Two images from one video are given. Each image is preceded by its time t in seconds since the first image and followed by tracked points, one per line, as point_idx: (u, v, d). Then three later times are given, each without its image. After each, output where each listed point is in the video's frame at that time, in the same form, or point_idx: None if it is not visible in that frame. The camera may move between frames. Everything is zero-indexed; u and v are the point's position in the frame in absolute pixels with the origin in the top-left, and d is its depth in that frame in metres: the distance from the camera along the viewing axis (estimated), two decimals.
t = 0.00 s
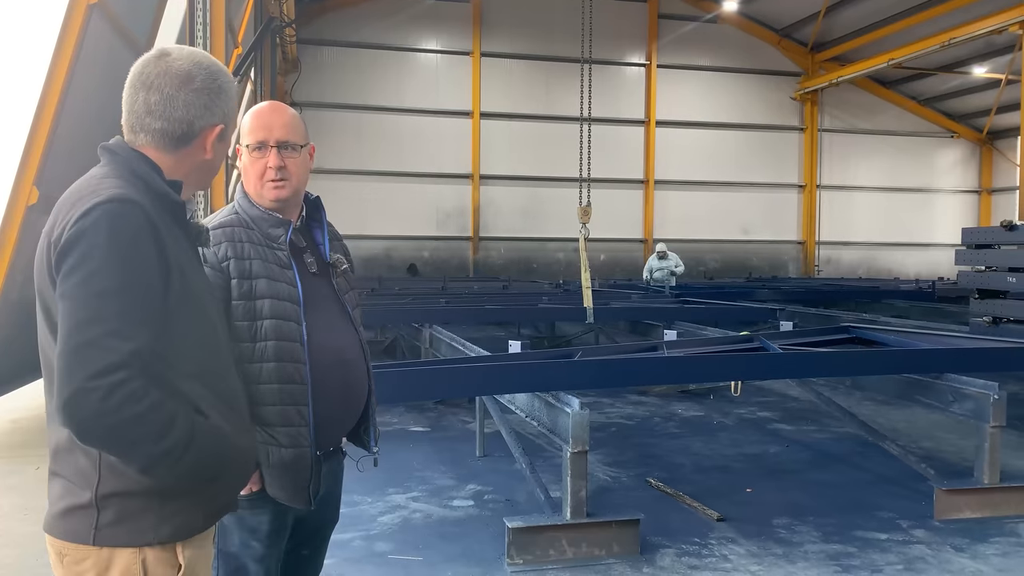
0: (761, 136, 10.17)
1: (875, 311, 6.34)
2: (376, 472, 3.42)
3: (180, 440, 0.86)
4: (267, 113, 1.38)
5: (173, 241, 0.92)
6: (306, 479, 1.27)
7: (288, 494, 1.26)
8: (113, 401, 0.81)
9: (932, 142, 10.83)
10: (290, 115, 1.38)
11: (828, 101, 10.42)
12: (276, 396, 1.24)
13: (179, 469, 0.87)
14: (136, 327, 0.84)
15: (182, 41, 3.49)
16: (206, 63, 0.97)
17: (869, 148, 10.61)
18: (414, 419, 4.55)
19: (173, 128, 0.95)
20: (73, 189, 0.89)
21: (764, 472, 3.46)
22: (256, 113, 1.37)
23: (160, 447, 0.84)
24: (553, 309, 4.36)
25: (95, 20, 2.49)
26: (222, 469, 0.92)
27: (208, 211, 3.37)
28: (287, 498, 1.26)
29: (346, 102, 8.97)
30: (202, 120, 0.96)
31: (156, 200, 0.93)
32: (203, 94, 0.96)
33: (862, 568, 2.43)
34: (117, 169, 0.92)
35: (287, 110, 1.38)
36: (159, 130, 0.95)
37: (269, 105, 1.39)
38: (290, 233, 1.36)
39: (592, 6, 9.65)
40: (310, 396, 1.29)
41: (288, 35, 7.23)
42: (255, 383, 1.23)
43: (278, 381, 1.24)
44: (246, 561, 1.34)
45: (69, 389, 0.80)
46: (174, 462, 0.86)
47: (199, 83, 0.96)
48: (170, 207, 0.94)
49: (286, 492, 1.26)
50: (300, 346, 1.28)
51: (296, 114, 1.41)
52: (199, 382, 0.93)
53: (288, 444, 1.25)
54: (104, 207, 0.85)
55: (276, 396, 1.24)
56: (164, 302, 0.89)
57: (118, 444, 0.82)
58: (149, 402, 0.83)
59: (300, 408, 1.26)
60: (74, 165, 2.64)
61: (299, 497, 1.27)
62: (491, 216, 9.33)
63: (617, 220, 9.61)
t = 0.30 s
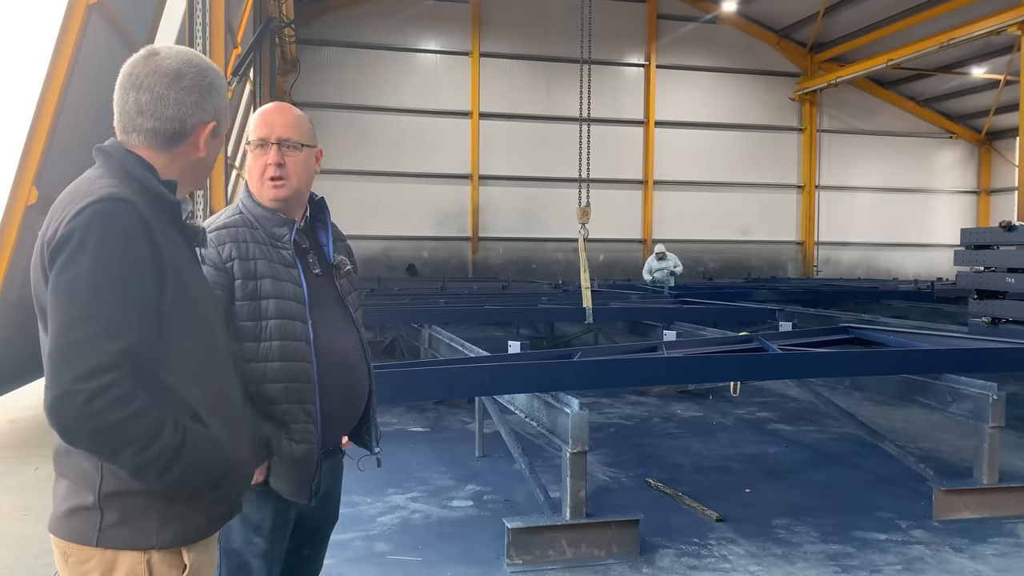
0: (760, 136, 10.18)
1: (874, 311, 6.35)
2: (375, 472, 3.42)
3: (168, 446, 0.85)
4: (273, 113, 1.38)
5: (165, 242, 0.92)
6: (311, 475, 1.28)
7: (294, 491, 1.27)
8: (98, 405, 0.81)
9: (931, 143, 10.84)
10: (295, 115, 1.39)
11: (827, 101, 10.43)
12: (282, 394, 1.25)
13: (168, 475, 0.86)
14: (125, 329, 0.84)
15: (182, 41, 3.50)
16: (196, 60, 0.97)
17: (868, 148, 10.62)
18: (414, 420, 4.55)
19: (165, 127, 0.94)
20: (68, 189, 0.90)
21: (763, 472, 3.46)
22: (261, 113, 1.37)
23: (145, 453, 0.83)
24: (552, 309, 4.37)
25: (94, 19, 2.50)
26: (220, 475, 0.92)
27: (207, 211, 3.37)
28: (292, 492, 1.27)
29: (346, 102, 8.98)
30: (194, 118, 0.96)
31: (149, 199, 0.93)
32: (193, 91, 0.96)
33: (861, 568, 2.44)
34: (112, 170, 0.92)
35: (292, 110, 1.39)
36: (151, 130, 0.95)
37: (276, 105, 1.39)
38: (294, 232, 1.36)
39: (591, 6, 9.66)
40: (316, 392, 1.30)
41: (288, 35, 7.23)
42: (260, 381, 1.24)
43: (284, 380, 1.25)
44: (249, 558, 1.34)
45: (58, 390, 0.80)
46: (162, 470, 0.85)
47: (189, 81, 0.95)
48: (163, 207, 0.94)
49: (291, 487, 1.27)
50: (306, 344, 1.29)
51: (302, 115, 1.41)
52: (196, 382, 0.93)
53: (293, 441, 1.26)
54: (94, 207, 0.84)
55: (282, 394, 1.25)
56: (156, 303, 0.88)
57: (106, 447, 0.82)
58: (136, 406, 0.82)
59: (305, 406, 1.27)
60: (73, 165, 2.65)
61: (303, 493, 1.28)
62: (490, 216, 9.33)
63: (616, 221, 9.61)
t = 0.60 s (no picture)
0: (759, 136, 10.18)
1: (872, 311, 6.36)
2: (374, 473, 3.43)
3: (172, 447, 0.85)
4: (277, 115, 1.37)
5: (161, 243, 0.92)
6: (291, 478, 1.34)
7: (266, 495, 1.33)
8: (100, 411, 0.81)
9: (929, 143, 10.85)
10: (299, 117, 1.37)
11: (826, 101, 10.44)
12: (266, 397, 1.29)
13: (174, 476, 0.86)
14: (122, 332, 0.84)
15: (181, 42, 3.50)
16: (185, 60, 0.96)
17: (866, 149, 10.63)
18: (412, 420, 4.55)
19: (155, 128, 0.94)
20: (59, 195, 0.90)
21: (761, 472, 3.46)
22: (265, 115, 1.37)
23: (150, 455, 0.83)
24: (550, 309, 4.38)
25: (93, 18, 2.50)
26: (228, 472, 0.92)
27: (204, 212, 3.37)
28: (263, 496, 1.33)
29: (344, 102, 8.98)
30: (184, 118, 0.96)
31: (140, 201, 0.92)
32: (182, 91, 0.96)
33: (860, 568, 2.44)
34: (103, 172, 0.92)
35: (296, 112, 1.37)
36: (141, 131, 0.95)
37: (280, 108, 1.38)
38: (293, 235, 1.37)
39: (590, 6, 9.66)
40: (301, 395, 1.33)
41: (286, 35, 7.23)
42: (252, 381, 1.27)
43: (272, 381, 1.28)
44: (241, 557, 1.40)
45: (60, 397, 0.81)
46: (168, 470, 0.85)
47: (178, 81, 0.95)
48: (155, 207, 0.94)
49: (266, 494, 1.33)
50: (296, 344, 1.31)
51: (307, 116, 1.40)
52: (196, 381, 0.93)
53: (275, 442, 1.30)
54: (87, 211, 0.84)
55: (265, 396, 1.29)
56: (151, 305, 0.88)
57: (110, 452, 0.82)
58: (137, 411, 0.83)
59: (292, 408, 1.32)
60: (71, 164, 2.65)
61: (277, 497, 1.33)
62: (488, 216, 9.34)
63: (614, 221, 9.61)
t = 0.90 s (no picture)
0: (757, 136, 10.19)
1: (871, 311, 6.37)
2: (371, 473, 3.42)
3: (182, 449, 0.85)
4: (262, 114, 1.36)
5: (161, 245, 0.91)
6: (293, 478, 1.31)
7: (270, 495, 1.30)
8: (107, 417, 0.81)
9: (927, 142, 10.86)
10: (284, 117, 1.37)
11: (824, 101, 10.44)
12: (265, 394, 1.28)
13: (184, 479, 0.86)
14: (126, 337, 0.84)
15: (178, 43, 3.50)
16: (177, 60, 0.96)
17: (864, 148, 10.63)
18: (411, 420, 4.55)
19: (150, 130, 0.94)
20: (56, 199, 0.89)
21: (759, 472, 3.46)
22: (250, 115, 1.35)
23: (160, 458, 0.84)
24: (548, 309, 4.37)
25: (91, 17, 2.49)
26: (236, 471, 0.93)
27: (202, 212, 3.35)
28: (267, 496, 1.31)
29: (342, 102, 8.97)
30: (178, 119, 0.96)
31: (138, 204, 0.92)
32: (176, 92, 0.95)
33: (857, 568, 2.44)
34: (99, 176, 0.92)
35: (281, 112, 1.37)
36: (135, 133, 0.94)
37: (265, 107, 1.37)
38: (284, 234, 1.37)
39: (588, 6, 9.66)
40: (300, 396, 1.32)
41: (284, 35, 7.22)
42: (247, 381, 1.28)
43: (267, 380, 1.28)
44: (245, 560, 1.40)
45: (66, 404, 0.81)
46: (178, 472, 0.85)
47: (171, 81, 0.95)
48: (153, 210, 0.94)
49: (270, 491, 1.30)
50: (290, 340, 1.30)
51: (291, 115, 1.40)
52: (200, 384, 0.93)
53: (270, 442, 1.28)
54: (88, 216, 0.84)
55: (265, 394, 1.28)
56: (153, 308, 0.88)
57: (118, 457, 0.82)
58: (143, 416, 0.83)
59: (290, 408, 1.30)
60: (68, 164, 2.64)
61: (281, 497, 1.31)
62: (487, 216, 9.34)
63: (612, 221, 9.61)
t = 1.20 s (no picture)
0: (755, 136, 10.19)
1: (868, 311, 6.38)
2: (370, 473, 3.42)
3: (175, 451, 0.85)
4: (246, 114, 1.30)
5: (163, 245, 0.91)
6: (302, 475, 1.27)
7: (280, 494, 1.26)
8: (102, 417, 0.81)
9: (925, 143, 10.88)
10: (269, 113, 1.34)
11: (822, 101, 10.45)
12: (275, 392, 1.25)
13: (177, 480, 0.86)
14: (125, 337, 0.84)
15: (176, 43, 3.49)
16: (186, 60, 0.96)
17: (862, 149, 10.65)
18: (409, 420, 4.55)
19: (156, 130, 0.94)
20: (59, 195, 0.89)
21: (757, 472, 3.47)
22: (238, 115, 1.29)
23: (154, 459, 0.84)
24: (547, 309, 4.37)
25: (90, 15, 2.49)
26: (230, 475, 0.93)
27: (200, 211, 3.35)
28: (276, 495, 1.27)
29: (341, 102, 8.97)
30: (185, 120, 0.95)
31: (142, 204, 0.92)
32: (183, 93, 0.95)
33: (855, 567, 2.44)
34: (104, 174, 0.91)
35: (265, 109, 1.33)
36: (141, 133, 0.94)
37: (245, 106, 1.31)
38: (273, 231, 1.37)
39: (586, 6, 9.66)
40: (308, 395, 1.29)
41: (284, 34, 7.22)
42: (257, 380, 1.26)
43: (278, 377, 1.25)
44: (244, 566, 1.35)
45: (62, 401, 0.80)
46: (171, 474, 0.85)
47: (179, 82, 0.94)
48: (157, 211, 0.94)
49: (279, 490, 1.26)
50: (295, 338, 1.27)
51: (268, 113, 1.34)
52: (198, 385, 0.93)
53: (275, 439, 1.25)
54: (89, 214, 0.84)
55: (275, 392, 1.25)
56: (154, 308, 0.88)
57: (112, 457, 0.82)
58: (139, 416, 0.83)
59: (298, 403, 1.27)
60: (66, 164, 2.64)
61: (292, 496, 1.27)
62: (485, 216, 9.34)
63: (610, 221, 9.62)
